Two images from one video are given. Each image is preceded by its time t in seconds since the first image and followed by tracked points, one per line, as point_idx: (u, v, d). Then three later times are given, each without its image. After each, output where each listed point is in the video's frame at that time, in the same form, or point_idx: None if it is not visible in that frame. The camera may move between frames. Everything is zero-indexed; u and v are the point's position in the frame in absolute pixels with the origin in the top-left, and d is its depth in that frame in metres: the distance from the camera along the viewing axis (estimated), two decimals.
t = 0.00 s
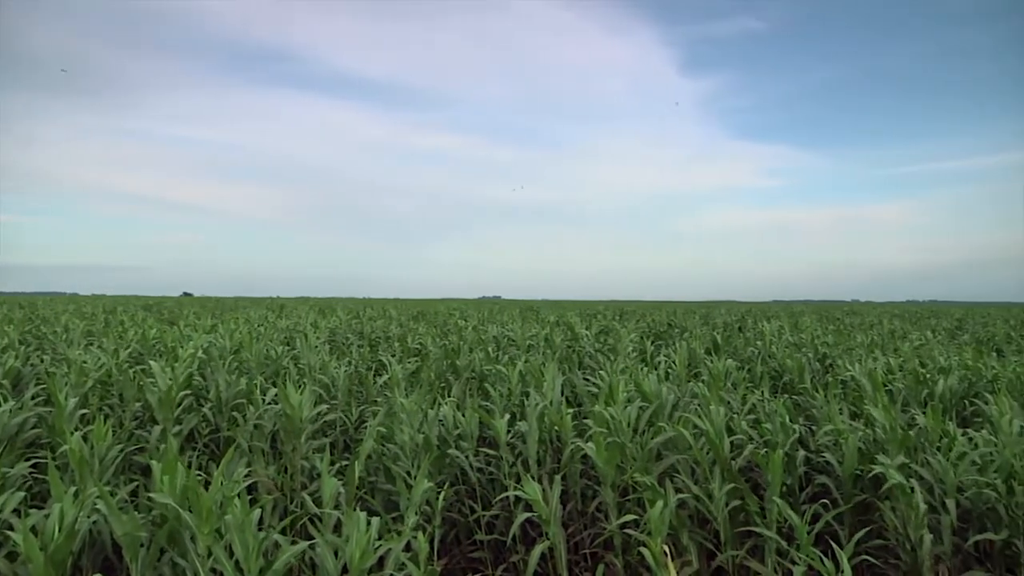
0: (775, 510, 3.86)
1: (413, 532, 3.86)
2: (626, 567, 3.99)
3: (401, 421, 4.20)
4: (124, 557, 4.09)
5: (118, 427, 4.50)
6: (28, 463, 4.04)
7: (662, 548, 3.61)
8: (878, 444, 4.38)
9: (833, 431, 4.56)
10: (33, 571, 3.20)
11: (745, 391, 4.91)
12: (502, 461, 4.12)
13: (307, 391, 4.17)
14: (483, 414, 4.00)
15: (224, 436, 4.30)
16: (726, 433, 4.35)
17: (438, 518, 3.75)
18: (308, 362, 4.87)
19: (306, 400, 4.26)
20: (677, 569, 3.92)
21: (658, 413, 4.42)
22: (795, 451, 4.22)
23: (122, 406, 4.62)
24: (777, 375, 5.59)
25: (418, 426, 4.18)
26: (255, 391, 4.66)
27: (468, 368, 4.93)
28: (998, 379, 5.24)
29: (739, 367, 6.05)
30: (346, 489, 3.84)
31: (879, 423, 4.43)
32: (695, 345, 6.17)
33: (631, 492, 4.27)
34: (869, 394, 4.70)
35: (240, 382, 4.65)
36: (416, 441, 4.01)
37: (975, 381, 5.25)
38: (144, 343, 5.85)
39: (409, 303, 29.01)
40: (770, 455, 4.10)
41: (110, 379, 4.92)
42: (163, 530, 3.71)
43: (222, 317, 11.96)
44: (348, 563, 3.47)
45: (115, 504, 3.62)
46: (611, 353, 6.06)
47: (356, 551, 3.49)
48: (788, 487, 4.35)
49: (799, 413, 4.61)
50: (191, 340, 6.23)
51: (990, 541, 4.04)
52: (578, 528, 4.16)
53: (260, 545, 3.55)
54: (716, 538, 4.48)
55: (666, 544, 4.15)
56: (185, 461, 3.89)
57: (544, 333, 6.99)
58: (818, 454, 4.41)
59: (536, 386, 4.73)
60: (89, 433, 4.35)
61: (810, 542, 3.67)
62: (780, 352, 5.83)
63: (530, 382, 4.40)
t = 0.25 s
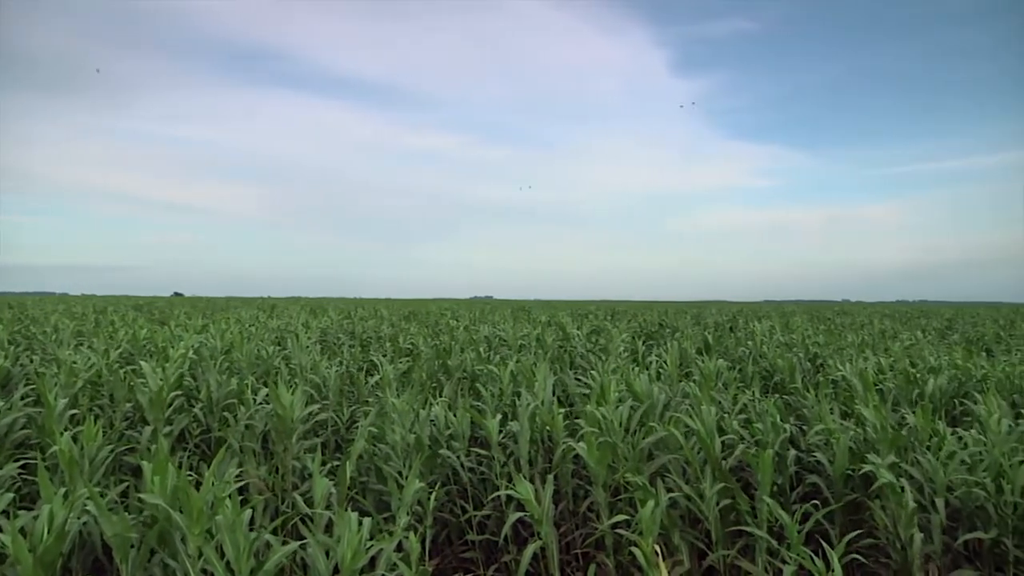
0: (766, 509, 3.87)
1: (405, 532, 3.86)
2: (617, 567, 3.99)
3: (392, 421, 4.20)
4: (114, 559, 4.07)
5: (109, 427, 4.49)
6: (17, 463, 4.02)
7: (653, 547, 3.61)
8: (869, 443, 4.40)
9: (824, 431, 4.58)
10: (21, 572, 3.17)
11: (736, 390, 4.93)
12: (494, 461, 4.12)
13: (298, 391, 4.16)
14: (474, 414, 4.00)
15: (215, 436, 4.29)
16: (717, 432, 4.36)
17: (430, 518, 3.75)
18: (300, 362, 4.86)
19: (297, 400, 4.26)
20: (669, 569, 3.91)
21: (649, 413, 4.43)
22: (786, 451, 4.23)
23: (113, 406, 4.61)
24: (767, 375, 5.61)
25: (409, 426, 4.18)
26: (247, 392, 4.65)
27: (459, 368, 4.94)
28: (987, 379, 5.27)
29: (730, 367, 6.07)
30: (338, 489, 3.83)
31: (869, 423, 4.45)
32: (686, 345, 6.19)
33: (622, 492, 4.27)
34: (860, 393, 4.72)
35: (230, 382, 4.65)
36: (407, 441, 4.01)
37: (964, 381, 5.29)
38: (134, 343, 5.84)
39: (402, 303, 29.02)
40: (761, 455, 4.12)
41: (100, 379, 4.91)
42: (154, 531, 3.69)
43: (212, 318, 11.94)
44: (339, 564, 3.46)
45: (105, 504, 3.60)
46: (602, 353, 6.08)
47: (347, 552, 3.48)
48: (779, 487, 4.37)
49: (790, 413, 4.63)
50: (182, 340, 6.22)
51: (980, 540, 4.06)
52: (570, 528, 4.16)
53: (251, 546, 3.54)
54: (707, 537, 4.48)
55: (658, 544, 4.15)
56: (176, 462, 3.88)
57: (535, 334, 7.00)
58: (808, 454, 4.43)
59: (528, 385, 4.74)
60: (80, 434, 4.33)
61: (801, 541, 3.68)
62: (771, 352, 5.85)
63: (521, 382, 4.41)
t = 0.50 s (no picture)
0: (757, 509, 3.88)
1: (396, 532, 3.85)
2: (608, 566, 3.99)
3: (384, 421, 4.20)
4: (104, 560, 4.05)
5: (99, 428, 4.47)
6: (6, 464, 4.00)
7: (644, 547, 3.62)
8: (859, 442, 4.42)
9: (814, 430, 4.60)
10: (10, 574, 3.15)
11: (727, 390, 4.95)
12: (485, 461, 4.12)
13: (289, 391, 4.16)
14: (465, 414, 4.00)
15: (206, 436, 4.28)
16: (708, 432, 4.37)
17: (421, 518, 3.74)
18: (291, 362, 4.86)
19: (288, 400, 4.25)
20: (660, 569, 3.92)
21: (640, 413, 4.44)
22: (776, 450, 4.24)
23: (102, 406, 4.59)
24: (758, 375, 5.63)
25: (401, 426, 4.18)
26: (237, 392, 4.64)
27: (450, 368, 4.94)
28: (976, 379, 5.31)
29: (720, 367, 6.09)
30: (329, 489, 3.83)
31: (859, 422, 4.47)
32: (677, 345, 6.22)
33: (613, 491, 4.28)
34: (850, 393, 4.74)
35: (221, 382, 4.64)
36: (398, 442, 4.01)
37: (953, 380, 5.32)
38: (124, 343, 5.83)
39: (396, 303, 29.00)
40: (752, 455, 4.13)
41: (90, 380, 4.90)
42: (144, 532, 3.66)
43: (202, 317, 11.93)
44: (330, 564, 3.44)
45: (94, 505, 3.57)
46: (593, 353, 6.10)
47: (338, 552, 3.47)
48: (769, 486, 4.38)
49: (780, 413, 4.65)
50: (172, 340, 6.21)
51: (969, 538, 4.08)
52: (561, 528, 4.17)
53: (242, 547, 3.52)
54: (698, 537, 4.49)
55: (649, 543, 4.16)
56: (166, 462, 3.86)
57: (527, 334, 7.01)
58: (799, 453, 4.44)
59: (519, 385, 4.75)
60: (69, 434, 4.32)
61: (791, 540, 3.69)
62: (762, 352, 5.88)
63: (513, 382, 4.42)
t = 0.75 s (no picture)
0: (747, 508, 3.89)
1: (386, 533, 3.85)
2: (598, 566, 4.00)
3: (374, 422, 4.20)
4: (92, 561, 4.02)
5: (87, 428, 4.45)
6: None
7: (635, 547, 3.62)
8: (848, 442, 4.44)
9: (804, 430, 4.62)
10: None
11: (717, 390, 4.96)
12: (475, 461, 4.12)
13: (279, 391, 4.15)
14: (455, 414, 4.00)
15: (195, 437, 4.27)
16: (698, 432, 4.38)
17: (411, 519, 3.74)
18: (280, 362, 4.85)
19: (278, 400, 4.25)
20: (650, 568, 3.91)
21: (630, 413, 4.45)
22: (765, 450, 4.26)
23: (91, 407, 4.57)
24: (748, 375, 5.65)
25: (391, 426, 4.18)
26: (227, 392, 4.63)
27: (440, 368, 4.94)
28: (963, 379, 5.35)
29: (710, 367, 6.12)
30: (319, 490, 3.81)
31: (849, 422, 4.49)
32: (666, 345, 6.23)
33: (603, 491, 4.28)
34: (839, 393, 4.77)
35: (211, 382, 4.63)
36: (388, 442, 4.01)
37: (941, 380, 5.36)
38: (113, 343, 5.81)
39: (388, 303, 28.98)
40: (741, 454, 4.15)
41: (78, 380, 4.88)
42: (133, 533, 3.60)
43: (191, 317, 11.92)
44: (320, 565, 3.43)
45: (82, 506, 3.54)
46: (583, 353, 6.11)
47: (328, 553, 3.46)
48: (758, 485, 4.39)
49: (770, 413, 4.66)
50: (161, 340, 6.20)
51: (956, 537, 4.10)
52: (551, 528, 4.17)
53: (231, 547, 3.50)
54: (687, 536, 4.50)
55: (639, 543, 4.16)
56: (155, 463, 3.84)
57: (517, 334, 7.02)
58: (788, 453, 4.46)
59: (509, 385, 4.75)
60: (57, 435, 4.29)
61: (781, 539, 3.70)
62: (751, 351, 5.90)
63: (503, 382, 4.42)
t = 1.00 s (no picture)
0: (736, 508, 3.90)
1: (376, 533, 3.84)
2: (588, 566, 4.00)
3: (364, 422, 4.20)
4: (79, 563, 4.00)
5: (75, 429, 4.44)
6: None
7: (625, 546, 3.62)
8: (837, 442, 4.46)
9: (793, 430, 4.64)
10: None
11: (706, 390, 4.98)
12: (465, 461, 4.12)
13: (268, 391, 4.14)
14: (445, 414, 3.99)
15: (185, 437, 4.25)
16: (688, 431, 4.39)
17: (402, 519, 3.73)
18: (270, 362, 4.84)
19: (267, 400, 4.24)
20: (640, 568, 3.91)
21: (620, 413, 4.46)
22: (755, 449, 4.27)
23: (79, 407, 4.55)
24: (737, 374, 5.67)
25: (381, 426, 4.17)
26: (216, 393, 4.62)
27: (430, 369, 4.94)
28: (951, 379, 5.39)
29: (699, 367, 6.14)
30: (309, 490, 3.80)
31: (838, 422, 4.51)
32: (656, 345, 6.25)
33: (593, 491, 4.29)
34: (828, 393, 4.79)
35: (200, 383, 4.62)
36: (378, 442, 4.01)
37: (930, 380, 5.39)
38: (101, 344, 5.79)
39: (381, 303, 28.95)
40: (731, 454, 4.16)
41: (66, 381, 4.86)
42: (121, 534, 3.58)
43: (180, 317, 11.88)
44: (309, 566, 3.42)
45: (70, 508, 3.51)
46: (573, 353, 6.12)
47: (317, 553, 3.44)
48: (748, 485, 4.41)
49: (759, 412, 4.68)
50: (150, 341, 6.18)
51: (944, 535, 4.12)
52: (541, 528, 4.17)
53: (221, 548, 3.48)
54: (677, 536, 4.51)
55: (629, 542, 4.17)
56: (144, 463, 3.82)
57: (507, 334, 7.03)
58: (778, 453, 4.48)
59: (499, 386, 4.76)
60: (45, 436, 4.27)
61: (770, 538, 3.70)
62: (741, 351, 5.93)
63: (492, 382, 4.42)
